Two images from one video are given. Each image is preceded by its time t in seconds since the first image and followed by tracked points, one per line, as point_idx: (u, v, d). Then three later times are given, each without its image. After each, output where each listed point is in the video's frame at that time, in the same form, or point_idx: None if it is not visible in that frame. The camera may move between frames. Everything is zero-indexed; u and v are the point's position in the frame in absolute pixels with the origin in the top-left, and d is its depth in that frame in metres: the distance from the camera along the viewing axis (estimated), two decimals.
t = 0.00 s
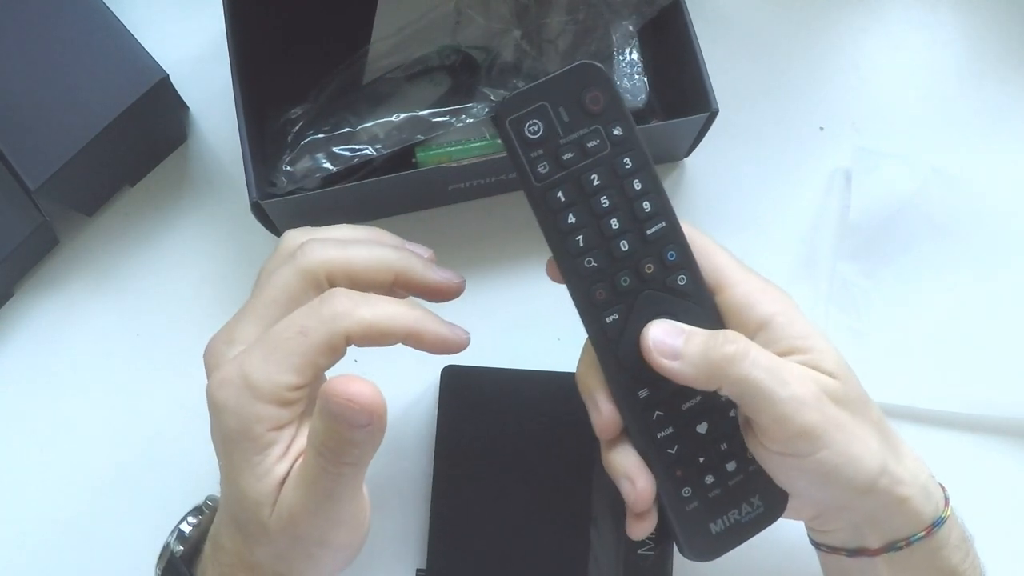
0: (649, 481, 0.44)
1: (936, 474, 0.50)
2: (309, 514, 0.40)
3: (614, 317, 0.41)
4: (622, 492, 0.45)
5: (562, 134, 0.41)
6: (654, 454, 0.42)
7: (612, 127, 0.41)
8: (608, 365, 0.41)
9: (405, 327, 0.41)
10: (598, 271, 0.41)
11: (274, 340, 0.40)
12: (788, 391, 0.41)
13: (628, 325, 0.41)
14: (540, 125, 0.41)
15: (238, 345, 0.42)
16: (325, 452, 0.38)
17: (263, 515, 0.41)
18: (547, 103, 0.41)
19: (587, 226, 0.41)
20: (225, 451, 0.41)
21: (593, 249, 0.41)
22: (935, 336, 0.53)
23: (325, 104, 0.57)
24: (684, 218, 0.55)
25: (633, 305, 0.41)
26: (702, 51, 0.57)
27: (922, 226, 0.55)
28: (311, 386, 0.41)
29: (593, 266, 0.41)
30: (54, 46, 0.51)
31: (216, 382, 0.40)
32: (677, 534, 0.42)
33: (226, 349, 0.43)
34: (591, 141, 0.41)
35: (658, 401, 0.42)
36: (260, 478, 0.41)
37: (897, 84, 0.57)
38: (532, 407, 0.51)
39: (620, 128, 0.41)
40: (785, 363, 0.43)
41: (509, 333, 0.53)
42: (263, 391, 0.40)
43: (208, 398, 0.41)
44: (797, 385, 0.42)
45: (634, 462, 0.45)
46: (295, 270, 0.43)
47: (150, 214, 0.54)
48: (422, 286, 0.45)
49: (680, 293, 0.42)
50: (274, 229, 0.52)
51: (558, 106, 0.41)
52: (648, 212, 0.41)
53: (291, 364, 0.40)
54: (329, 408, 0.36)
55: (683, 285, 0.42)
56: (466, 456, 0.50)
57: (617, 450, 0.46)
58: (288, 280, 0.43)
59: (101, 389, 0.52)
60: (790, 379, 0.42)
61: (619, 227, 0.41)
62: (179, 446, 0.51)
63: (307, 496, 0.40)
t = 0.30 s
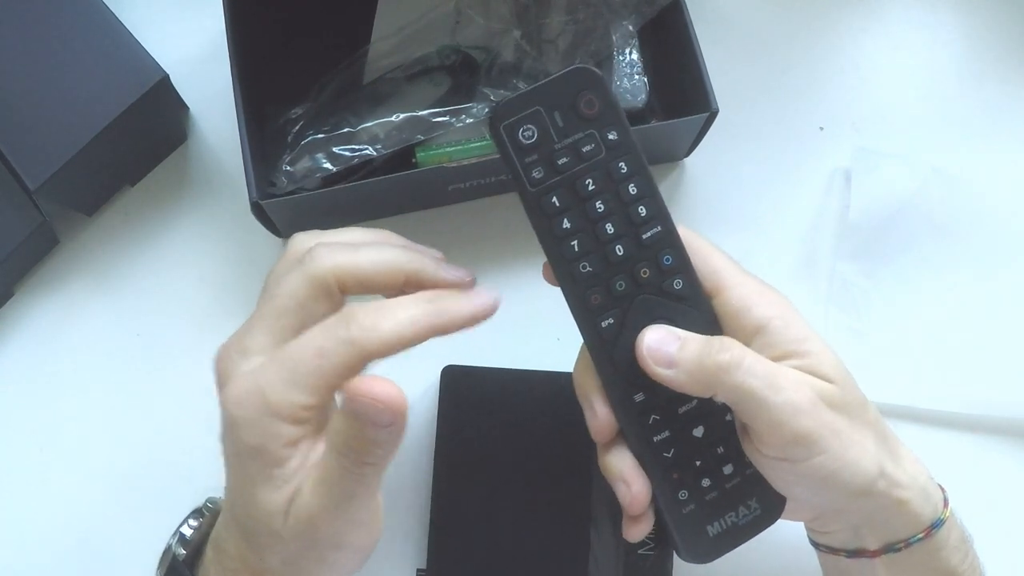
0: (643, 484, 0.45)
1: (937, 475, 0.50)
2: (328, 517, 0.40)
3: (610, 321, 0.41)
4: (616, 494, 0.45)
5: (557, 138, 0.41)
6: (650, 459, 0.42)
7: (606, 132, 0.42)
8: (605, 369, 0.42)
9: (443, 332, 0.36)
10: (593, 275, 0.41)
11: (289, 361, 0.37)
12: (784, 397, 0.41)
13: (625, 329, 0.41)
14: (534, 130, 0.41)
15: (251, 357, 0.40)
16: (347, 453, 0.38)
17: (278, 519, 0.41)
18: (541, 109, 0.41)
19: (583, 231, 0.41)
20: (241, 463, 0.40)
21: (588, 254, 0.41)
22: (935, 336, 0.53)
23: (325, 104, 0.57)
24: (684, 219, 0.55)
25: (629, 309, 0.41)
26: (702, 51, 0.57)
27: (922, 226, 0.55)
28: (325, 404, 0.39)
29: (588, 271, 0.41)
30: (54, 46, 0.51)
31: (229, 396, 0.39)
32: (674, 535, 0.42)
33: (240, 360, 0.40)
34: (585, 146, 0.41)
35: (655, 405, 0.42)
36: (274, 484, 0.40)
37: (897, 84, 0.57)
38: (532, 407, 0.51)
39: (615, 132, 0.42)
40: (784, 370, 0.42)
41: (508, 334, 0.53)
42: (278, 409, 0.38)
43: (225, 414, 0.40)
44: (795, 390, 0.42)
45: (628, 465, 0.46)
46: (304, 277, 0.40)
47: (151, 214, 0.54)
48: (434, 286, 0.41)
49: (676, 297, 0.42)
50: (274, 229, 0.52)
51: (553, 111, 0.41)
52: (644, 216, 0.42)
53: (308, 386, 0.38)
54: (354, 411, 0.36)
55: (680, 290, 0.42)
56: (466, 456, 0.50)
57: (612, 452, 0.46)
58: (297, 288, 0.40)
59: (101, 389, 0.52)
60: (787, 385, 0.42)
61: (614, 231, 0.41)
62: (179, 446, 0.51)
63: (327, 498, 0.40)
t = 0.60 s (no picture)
0: (619, 495, 0.45)
1: (936, 475, 0.50)
2: (394, 501, 0.41)
3: (577, 341, 0.42)
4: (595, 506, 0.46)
5: (514, 163, 0.42)
6: (628, 476, 0.43)
7: (566, 154, 0.42)
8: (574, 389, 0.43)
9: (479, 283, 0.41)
10: (558, 296, 0.42)
11: (348, 364, 0.40)
12: (764, 450, 0.40)
13: (591, 348, 0.42)
14: (491, 157, 0.41)
15: (297, 367, 0.40)
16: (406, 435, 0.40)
17: (341, 522, 0.41)
18: (498, 135, 0.42)
19: (545, 255, 0.42)
20: (297, 474, 0.40)
21: (552, 277, 0.42)
22: (935, 336, 0.53)
23: (325, 104, 0.57)
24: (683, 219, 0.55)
25: (596, 328, 0.42)
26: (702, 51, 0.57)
27: (921, 225, 0.55)
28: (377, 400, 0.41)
29: (553, 293, 0.42)
30: (54, 46, 0.51)
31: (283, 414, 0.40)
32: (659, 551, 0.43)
33: (287, 370, 0.40)
34: (545, 169, 0.42)
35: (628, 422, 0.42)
36: (332, 487, 0.41)
37: (897, 84, 0.57)
38: (531, 407, 0.51)
39: (574, 154, 0.42)
40: (766, 418, 0.41)
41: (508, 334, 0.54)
42: (339, 411, 0.40)
43: (281, 431, 0.40)
44: (777, 441, 0.40)
45: (604, 477, 0.46)
46: (335, 277, 0.42)
47: (150, 214, 0.54)
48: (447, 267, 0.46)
49: (644, 315, 0.42)
50: (273, 230, 0.52)
51: (509, 136, 0.42)
52: (607, 236, 0.42)
53: (361, 381, 0.40)
54: (410, 376, 0.39)
55: (649, 307, 0.42)
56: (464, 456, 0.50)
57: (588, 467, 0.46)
58: (324, 290, 0.41)
59: (101, 389, 0.52)
60: (767, 436, 0.40)
61: (577, 253, 0.42)
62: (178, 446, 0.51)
63: (391, 480, 0.41)
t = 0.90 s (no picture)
0: (604, 500, 0.44)
1: (938, 476, 0.50)
2: (392, 495, 0.41)
3: (557, 346, 0.42)
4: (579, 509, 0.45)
5: (490, 170, 0.42)
6: (613, 483, 0.43)
7: (542, 159, 0.42)
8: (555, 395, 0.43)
9: (479, 285, 0.40)
10: (537, 302, 0.42)
11: (343, 361, 0.39)
12: (756, 471, 0.39)
13: (571, 354, 0.42)
14: (467, 164, 0.42)
15: (297, 364, 0.41)
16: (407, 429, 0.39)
17: (338, 518, 0.41)
18: (473, 142, 0.42)
19: (522, 260, 0.42)
20: (291, 470, 0.40)
21: (530, 282, 0.42)
22: (934, 336, 0.53)
23: (325, 104, 0.57)
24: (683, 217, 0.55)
25: (575, 334, 0.42)
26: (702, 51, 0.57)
27: (921, 225, 0.55)
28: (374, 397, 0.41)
29: (531, 298, 0.42)
30: (54, 46, 0.51)
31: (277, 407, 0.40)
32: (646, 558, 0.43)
33: (286, 367, 0.41)
34: (521, 175, 0.42)
35: (610, 428, 0.42)
36: (328, 484, 0.41)
37: (897, 83, 0.57)
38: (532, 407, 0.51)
39: (550, 160, 0.42)
40: (759, 442, 0.40)
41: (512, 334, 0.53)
42: (336, 412, 0.39)
43: (277, 426, 0.40)
44: (769, 463, 0.39)
45: (591, 481, 0.45)
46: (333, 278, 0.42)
47: (150, 214, 0.54)
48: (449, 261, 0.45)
49: (624, 321, 0.42)
50: (274, 230, 0.52)
51: (484, 142, 0.42)
52: (585, 241, 0.42)
53: (354, 381, 0.39)
54: (409, 372, 0.38)
55: (630, 313, 0.42)
56: (466, 456, 0.50)
57: (574, 467, 0.46)
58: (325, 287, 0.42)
59: (101, 389, 0.52)
60: (760, 459, 0.39)
61: (555, 258, 0.42)
62: (179, 446, 0.51)
63: (390, 474, 0.40)
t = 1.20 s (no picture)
0: (605, 503, 0.44)
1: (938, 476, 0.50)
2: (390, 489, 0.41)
3: (556, 346, 0.42)
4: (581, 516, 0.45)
5: (491, 170, 0.42)
6: (613, 481, 0.43)
7: (542, 160, 0.42)
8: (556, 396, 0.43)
9: (473, 276, 0.40)
10: (537, 302, 0.42)
11: (343, 353, 0.39)
12: (765, 456, 0.39)
13: (571, 353, 0.42)
14: (467, 164, 0.42)
15: (296, 360, 0.41)
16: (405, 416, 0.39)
17: (334, 512, 0.41)
18: (473, 143, 0.42)
19: (522, 259, 0.42)
20: (288, 463, 0.40)
21: (529, 282, 0.42)
22: (934, 336, 0.53)
23: (325, 104, 0.57)
24: (683, 217, 0.55)
25: (575, 334, 0.42)
26: (702, 51, 0.57)
27: (921, 225, 0.55)
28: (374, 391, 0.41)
29: (531, 298, 0.42)
30: (53, 46, 0.51)
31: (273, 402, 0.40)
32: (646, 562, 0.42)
33: (284, 362, 0.41)
34: (521, 175, 0.42)
35: (611, 429, 0.42)
36: (326, 478, 0.40)
37: (897, 83, 0.57)
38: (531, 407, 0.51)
39: (549, 160, 0.42)
40: (766, 427, 0.40)
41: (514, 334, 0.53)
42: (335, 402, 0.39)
43: (271, 418, 0.40)
44: (778, 448, 0.40)
45: (590, 486, 0.45)
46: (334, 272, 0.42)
47: (150, 214, 0.54)
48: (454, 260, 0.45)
49: (624, 321, 0.42)
50: (273, 230, 0.52)
51: (484, 143, 0.42)
52: (585, 241, 0.42)
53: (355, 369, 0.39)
54: (405, 359, 0.38)
55: (629, 314, 0.42)
56: (466, 456, 0.50)
57: (574, 470, 0.46)
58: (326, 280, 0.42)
59: (101, 389, 0.52)
60: (769, 442, 0.39)
61: (555, 257, 0.42)
62: (179, 446, 0.51)
63: (389, 468, 0.41)
